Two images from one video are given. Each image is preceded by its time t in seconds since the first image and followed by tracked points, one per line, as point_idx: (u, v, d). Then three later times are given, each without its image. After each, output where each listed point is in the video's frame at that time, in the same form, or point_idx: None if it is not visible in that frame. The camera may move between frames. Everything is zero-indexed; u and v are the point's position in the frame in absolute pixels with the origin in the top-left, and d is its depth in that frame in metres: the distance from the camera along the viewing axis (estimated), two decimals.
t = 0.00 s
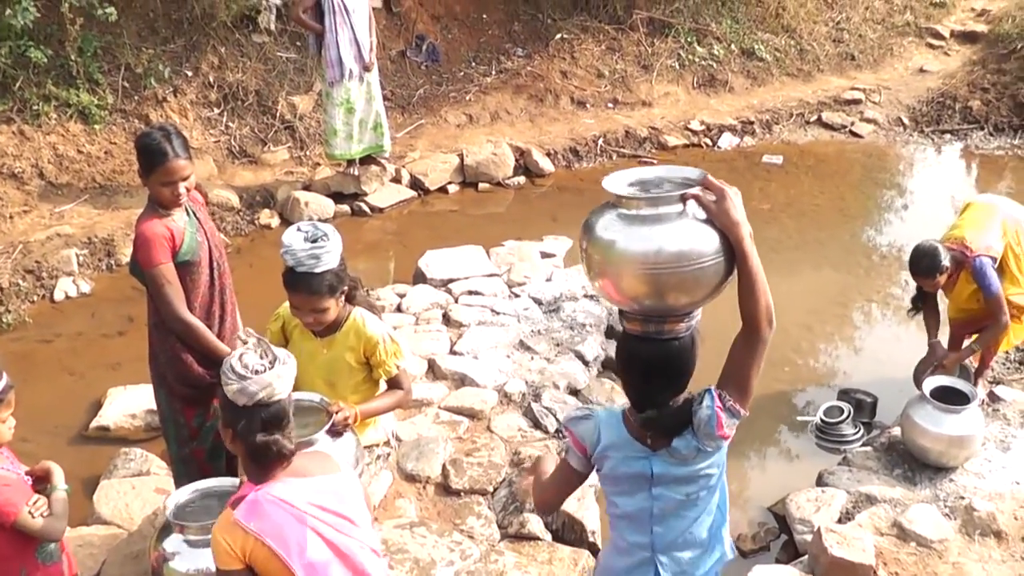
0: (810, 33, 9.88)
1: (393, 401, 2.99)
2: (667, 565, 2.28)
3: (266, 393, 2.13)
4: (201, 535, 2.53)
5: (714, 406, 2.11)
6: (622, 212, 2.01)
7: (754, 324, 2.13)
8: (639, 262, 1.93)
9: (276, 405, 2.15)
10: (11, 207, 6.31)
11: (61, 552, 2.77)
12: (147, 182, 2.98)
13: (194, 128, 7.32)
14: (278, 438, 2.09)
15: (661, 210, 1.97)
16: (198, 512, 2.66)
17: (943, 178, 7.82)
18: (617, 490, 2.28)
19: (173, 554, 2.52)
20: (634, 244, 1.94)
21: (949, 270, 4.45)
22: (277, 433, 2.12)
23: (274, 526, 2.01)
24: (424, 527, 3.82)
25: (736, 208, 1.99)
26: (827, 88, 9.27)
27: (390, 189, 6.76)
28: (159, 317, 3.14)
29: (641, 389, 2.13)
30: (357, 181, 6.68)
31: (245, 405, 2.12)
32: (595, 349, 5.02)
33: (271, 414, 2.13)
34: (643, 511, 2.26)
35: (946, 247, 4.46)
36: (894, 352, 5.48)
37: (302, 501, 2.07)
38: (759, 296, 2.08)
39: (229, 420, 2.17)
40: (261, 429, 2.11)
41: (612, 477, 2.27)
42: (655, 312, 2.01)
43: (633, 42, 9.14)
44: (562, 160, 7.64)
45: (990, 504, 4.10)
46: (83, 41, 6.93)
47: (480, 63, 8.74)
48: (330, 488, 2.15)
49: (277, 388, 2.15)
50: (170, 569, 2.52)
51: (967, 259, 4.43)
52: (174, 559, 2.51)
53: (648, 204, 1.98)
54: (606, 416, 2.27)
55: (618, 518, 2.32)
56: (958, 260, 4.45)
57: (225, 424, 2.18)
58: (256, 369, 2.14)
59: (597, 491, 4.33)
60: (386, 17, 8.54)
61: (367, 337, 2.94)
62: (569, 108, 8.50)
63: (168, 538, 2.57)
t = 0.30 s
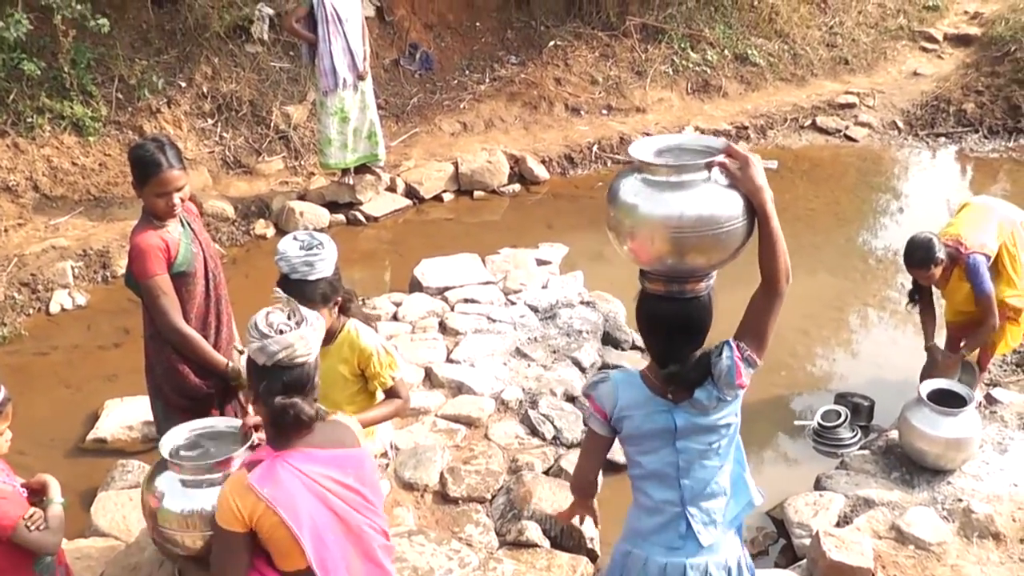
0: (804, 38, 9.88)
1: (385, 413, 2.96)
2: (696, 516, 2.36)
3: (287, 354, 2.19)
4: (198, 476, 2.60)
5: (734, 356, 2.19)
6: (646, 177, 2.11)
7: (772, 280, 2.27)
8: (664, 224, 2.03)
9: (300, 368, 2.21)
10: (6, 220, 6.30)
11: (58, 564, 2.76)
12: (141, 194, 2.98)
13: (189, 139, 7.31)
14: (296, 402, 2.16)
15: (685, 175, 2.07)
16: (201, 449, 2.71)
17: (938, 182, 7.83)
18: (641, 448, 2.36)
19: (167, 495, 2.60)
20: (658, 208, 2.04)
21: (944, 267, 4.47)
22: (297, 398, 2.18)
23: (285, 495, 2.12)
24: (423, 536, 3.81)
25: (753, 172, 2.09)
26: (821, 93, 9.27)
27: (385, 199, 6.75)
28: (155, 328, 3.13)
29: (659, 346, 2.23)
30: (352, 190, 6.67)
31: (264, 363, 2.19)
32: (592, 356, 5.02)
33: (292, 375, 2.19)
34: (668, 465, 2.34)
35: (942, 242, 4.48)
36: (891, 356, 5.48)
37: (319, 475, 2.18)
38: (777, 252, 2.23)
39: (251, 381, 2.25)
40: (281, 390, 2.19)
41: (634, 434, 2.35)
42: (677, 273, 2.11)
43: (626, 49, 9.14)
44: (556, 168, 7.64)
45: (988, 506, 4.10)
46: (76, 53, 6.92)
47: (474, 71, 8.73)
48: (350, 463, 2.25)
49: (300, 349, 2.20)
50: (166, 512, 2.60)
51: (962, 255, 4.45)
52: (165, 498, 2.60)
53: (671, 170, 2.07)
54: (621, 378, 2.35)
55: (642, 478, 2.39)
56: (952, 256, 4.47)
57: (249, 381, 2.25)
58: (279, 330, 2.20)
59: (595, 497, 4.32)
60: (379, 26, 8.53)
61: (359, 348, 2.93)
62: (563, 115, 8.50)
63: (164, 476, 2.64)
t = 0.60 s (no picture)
0: (804, 41, 9.89)
1: (402, 411, 2.75)
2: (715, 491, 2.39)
3: (320, 338, 2.19)
4: (198, 334, 2.17)
5: (755, 334, 2.25)
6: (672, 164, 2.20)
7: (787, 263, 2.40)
8: (687, 208, 2.12)
9: (337, 350, 2.21)
10: (7, 222, 6.30)
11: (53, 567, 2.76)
12: (140, 197, 2.98)
13: (189, 141, 7.31)
14: (325, 389, 2.11)
15: (709, 162, 2.17)
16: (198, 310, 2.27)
17: (940, 185, 7.83)
18: (661, 428, 2.38)
19: (164, 358, 2.14)
20: (683, 192, 2.13)
21: (943, 271, 4.46)
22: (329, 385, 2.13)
23: (308, 507, 2.13)
24: (422, 540, 3.81)
25: (774, 160, 2.21)
26: (822, 97, 9.27)
27: (385, 202, 6.74)
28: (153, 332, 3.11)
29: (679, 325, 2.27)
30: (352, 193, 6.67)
31: (297, 345, 2.21)
32: (591, 359, 5.02)
33: (326, 357, 2.20)
34: (689, 441, 2.36)
35: (941, 247, 4.47)
36: (891, 360, 5.48)
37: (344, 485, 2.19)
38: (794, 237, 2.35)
39: (291, 361, 2.27)
40: (319, 372, 2.21)
41: (655, 414, 2.37)
42: (699, 255, 2.19)
43: (627, 52, 9.15)
44: (556, 171, 7.63)
45: (989, 512, 4.11)
46: (77, 56, 6.91)
47: (474, 74, 8.73)
48: (376, 470, 2.25)
49: (334, 331, 2.20)
50: (162, 380, 2.13)
51: (961, 261, 4.44)
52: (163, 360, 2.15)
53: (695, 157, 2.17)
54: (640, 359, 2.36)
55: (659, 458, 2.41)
56: (952, 262, 4.46)
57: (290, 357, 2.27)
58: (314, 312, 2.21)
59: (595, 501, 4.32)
60: (380, 29, 8.49)
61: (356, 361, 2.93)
62: (563, 119, 8.49)
63: (158, 341, 2.19)
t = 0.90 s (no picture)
0: (812, 50, 9.89)
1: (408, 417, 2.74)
2: (747, 466, 2.73)
3: (354, 358, 2.10)
4: (228, 255, 2.04)
5: (787, 330, 2.54)
6: (700, 175, 2.43)
7: (808, 259, 2.66)
8: (715, 216, 2.35)
9: (371, 372, 2.12)
10: (14, 228, 6.30)
11: None
12: (145, 204, 3.00)
13: (196, 148, 7.30)
14: (359, 409, 2.08)
15: (734, 173, 2.40)
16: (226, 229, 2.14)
17: (948, 194, 7.82)
18: (701, 414, 2.71)
19: (187, 282, 2.03)
20: (713, 202, 2.36)
21: (949, 283, 4.45)
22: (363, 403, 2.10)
23: (321, 519, 2.16)
24: (426, 549, 3.82)
25: (796, 165, 2.47)
26: (829, 105, 9.26)
27: (391, 210, 6.72)
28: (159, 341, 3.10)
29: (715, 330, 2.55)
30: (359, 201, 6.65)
31: (331, 364, 2.12)
32: (596, 368, 5.02)
33: (360, 380, 2.12)
34: (727, 425, 2.70)
35: (946, 258, 4.46)
36: (898, 370, 5.48)
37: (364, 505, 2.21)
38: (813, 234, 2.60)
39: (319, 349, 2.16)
40: (350, 395, 2.12)
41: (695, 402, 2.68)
42: (730, 260, 2.44)
43: (634, 60, 9.15)
44: (563, 179, 7.63)
45: (994, 523, 4.10)
46: (85, 63, 6.93)
47: (481, 82, 8.74)
48: (399, 495, 2.27)
49: (367, 351, 2.11)
50: (184, 305, 2.02)
51: (966, 271, 4.43)
52: (187, 283, 2.03)
53: (721, 170, 2.40)
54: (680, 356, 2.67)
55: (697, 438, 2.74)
56: (957, 273, 4.45)
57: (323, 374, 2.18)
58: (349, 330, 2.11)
59: (599, 510, 4.32)
60: (387, 36, 8.51)
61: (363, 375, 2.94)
62: (570, 126, 8.49)
63: (182, 264, 2.07)
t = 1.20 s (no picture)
0: (809, 59, 9.90)
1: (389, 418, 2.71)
2: (743, 448, 2.78)
3: (332, 359, 2.08)
4: (240, 220, 1.96)
5: (787, 308, 2.61)
6: (707, 162, 2.53)
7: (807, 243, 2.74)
8: (723, 202, 2.45)
9: (346, 373, 2.10)
10: (9, 233, 6.29)
11: None
12: (137, 210, 3.00)
13: (192, 154, 7.29)
14: (347, 408, 2.07)
15: (740, 162, 2.50)
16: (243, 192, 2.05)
17: (945, 204, 7.82)
18: (702, 388, 2.75)
19: (198, 246, 1.94)
20: (720, 189, 2.46)
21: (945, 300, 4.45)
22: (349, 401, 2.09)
23: (319, 527, 2.12)
24: (416, 559, 3.81)
25: (798, 152, 2.58)
26: (826, 115, 9.27)
27: (387, 217, 6.71)
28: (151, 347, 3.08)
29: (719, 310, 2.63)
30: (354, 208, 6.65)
31: (308, 370, 2.08)
32: (590, 378, 5.02)
33: (341, 382, 2.09)
34: (725, 403, 2.74)
35: (941, 277, 4.45)
36: (894, 381, 5.47)
37: (359, 511, 2.18)
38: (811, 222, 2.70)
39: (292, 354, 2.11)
40: (332, 398, 2.09)
41: (697, 380, 2.74)
42: (736, 243, 2.53)
43: (631, 69, 9.16)
44: (559, 187, 7.63)
45: (986, 535, 4.10)
46: (81, 67, 6.94)
47: (478, 89, 8.74)
48: (393, 499, 2.24)
49: (341, 352, 2.09)
50: (194, 271, 1.94)
51: (962, 288, 4.42)
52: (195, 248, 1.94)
53: (728, 159, 2.50)
54: (687, 334, 2.73)
55: (696, 417, 2.80)
56: (952, 290, 4.45)
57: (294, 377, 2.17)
58: (319, 332, 2.08)
59: (591, 520, 4.31)
60: (385, 43, 8.52)
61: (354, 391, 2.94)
62: (567, 135, 8.48)
63: (193, 228, 1.99)
